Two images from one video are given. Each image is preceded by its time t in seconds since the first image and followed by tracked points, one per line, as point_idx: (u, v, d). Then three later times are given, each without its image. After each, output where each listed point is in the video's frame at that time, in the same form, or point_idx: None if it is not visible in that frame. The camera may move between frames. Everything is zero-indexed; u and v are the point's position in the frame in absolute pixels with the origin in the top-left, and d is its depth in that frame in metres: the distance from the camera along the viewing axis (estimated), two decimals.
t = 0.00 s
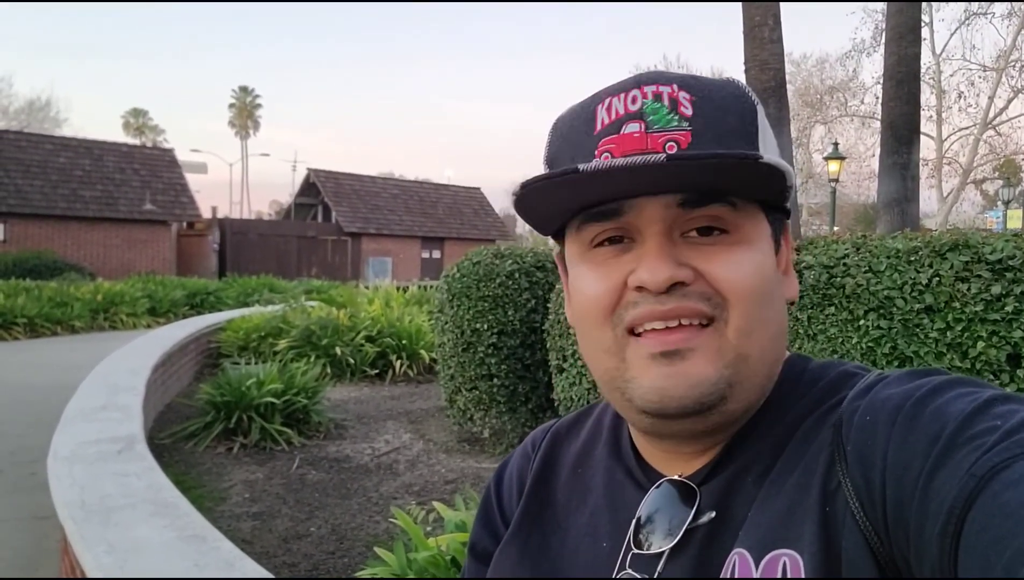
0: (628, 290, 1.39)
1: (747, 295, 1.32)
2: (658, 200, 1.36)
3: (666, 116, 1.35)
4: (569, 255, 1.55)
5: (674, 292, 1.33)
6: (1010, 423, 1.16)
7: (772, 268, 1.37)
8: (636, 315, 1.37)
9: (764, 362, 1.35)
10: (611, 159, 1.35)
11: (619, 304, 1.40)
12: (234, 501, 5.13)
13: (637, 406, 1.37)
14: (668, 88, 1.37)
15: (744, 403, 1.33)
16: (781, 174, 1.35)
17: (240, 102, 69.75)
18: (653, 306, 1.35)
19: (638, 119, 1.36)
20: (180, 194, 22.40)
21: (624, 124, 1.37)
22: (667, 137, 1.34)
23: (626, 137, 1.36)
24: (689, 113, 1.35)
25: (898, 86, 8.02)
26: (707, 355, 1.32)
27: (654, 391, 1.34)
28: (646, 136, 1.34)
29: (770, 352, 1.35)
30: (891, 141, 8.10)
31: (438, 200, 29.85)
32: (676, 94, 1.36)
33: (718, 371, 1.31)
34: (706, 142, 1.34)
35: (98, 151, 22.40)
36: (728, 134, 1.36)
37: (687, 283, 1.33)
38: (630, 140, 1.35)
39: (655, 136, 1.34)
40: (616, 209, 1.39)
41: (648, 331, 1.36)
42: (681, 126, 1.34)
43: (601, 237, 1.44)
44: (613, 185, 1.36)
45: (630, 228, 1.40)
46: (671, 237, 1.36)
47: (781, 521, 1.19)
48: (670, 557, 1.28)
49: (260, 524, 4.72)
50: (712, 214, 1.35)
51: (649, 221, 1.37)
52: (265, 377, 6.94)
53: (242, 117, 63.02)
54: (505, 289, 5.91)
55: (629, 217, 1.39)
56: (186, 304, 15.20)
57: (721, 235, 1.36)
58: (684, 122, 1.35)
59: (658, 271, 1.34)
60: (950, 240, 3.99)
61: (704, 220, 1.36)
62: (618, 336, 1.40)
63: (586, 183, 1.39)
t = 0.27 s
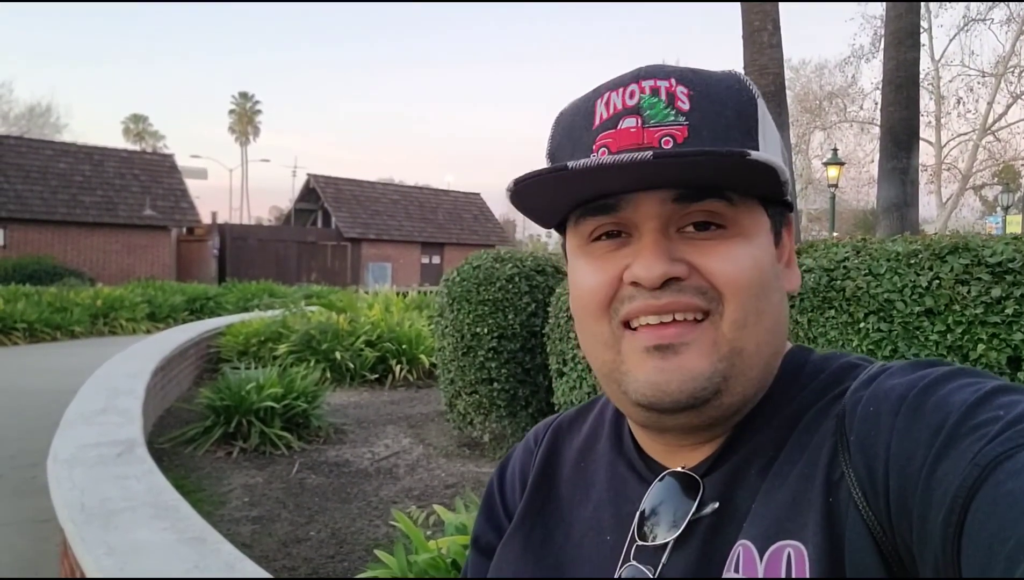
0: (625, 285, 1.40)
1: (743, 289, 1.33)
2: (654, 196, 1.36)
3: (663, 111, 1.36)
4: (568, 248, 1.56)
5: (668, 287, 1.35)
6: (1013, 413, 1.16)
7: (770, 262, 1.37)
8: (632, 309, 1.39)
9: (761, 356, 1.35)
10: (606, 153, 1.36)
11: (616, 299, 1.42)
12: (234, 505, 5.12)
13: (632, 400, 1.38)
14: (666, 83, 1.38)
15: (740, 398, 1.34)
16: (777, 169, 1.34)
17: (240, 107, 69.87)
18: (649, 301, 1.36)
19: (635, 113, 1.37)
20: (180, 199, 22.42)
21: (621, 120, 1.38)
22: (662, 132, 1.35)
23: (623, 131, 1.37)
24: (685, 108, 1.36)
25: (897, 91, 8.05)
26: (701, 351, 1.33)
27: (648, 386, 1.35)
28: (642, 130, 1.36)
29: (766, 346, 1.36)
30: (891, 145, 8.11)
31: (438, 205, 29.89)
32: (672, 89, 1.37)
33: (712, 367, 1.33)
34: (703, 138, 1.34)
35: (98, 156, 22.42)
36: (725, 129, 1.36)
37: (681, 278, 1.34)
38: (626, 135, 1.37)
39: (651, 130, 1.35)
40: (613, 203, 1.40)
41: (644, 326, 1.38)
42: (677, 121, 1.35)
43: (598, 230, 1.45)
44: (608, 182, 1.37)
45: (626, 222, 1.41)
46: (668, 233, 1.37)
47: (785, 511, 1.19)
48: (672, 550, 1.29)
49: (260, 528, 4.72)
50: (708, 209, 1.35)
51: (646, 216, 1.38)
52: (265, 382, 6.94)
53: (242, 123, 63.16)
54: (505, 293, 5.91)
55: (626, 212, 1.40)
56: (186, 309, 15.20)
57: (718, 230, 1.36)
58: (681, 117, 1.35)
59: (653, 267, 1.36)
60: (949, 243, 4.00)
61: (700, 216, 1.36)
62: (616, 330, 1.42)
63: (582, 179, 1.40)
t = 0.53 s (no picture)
0: (628, 281, 1.40)
1: (746, 290, 1.33)
2: (659, 193, 1.37)
3: (671, 110, 1.36)
4: (571, 246, 1.56)
5: (671, 284, 1.35)
6: (1013, 414, 1.16)
7: (773, 265, 1.38)
8: (635, 306, 1.39)
9: (763, 358, 1.35)
10: (613, 149, 1.36)
11: (618, 295, 1.42)
12: (233, 507, 5.12)
13: (632, 397, 1.38)
14: (675, 83, 1.38)
15: (740, 398, 1.34)
16: (783, 171, 1.36)
17: (241, 109, 70.08)
18: (652, 298, 1.36)
19: (643, 112, 1.37)
20: (180, 201, 22.42)
21: (629, 118, 1.38)
22: (669, 130, 1.35)
23: (631, 129, 1.37)
24: (694, 108, 1.37)
25: (897, 94, 8.06)
26: (703, 348, 1.33)
27: (650, 382, 1.35)
28: (650, 128, 1.35)
29: (770, 348, 1.36)
30: (890, 148, 8.11)
31: (438, 207, 29.89)
32: (682, 89, 1.38)
33: (714, 365, 1.32)
34: (709, 136, 1.34)
35: (97, 157, 22.42)
36: (732, 128, 1.37)
37: (685, 276, 1.34)
38: (634, 132, 1.36)
39: (660, 128, 1.35)
40: (619, 199, 1.41)
41: (646, 322, 1.38)
42: (685, 120, 1.35)
43: (602, 227, 1.46)
44: (615, 175, 1.37)
45: (631, 220, 1.41)
46: (672, 231, 1.37)
47: (784, 513, 1.19)
48: (671, 551, 1.29)
49: (259, 530, 4.71)
50: (714, 209, 1.36)
51: (651, 214, 1.38)
52: (265, 383, 6.94)
53: (242, 125, 63.24)
54: (505, 295, 5.91)
55: (632, 209, 1.40)
56: (186, 310, 15.21)
57: (722, 230, 1.36)
58: (689, 116, 1.36)
59: (658, 263, 1.36)
60: (948, 245, 4.02)
61: (705, 216, 1.37)
62: (617, 327, 1.42)
63: (589, 173, 1.40)
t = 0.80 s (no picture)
0: (625, 282, 1.41)
1: (743, 292, 1.34)
2: (657, 194, 1.38)
3: (669, 113, 1.37)
4: (569, 249, 1.57)
5: (669, 285, 1.35)
6: (1006, 417, 1.16)
7: (768, 269, 1.38)
8: (632, 306, 1.39)
9: (759, 360, 1.36)
10: (611, 150, 1.37)
11: (616, 296, 1.42)
12: (232, 509, 5.12)
13: (630, 396, 1.38)
14: (672, 86, 1.39)
15: (735, 400, 1.34)
16: (780, 172, 1.37)
17: (243, 110, 70.15)
18: (648, 298, 1.36)
19: (641, 113, 1.38)
20: (181, 203, 22.44)
21: (627, 120, 1.39)
22: (667, 132, 1.35)
23: (628, 131, 1.38)
24: (691, 111, 1.37)
25: (898, 97, 8.07)
26: (700, 349, 1.33)
27: (647, 382, 1.35)
28: (647, 130, 1.36)
29: (765, 350, 1.37)
30: (891, 151, 8.11)
31: (439, 209, 29.89)
32: (679, 93, 1.38)
33: (711, 366, 1.33)
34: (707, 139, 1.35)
35: (99, 159, 22.45)
36: (730, 131, 1.37)
37: (682, 277, 1.35)
38: (631, 134, 1.37)
39: (656, 130, 1.36)
40: (617, 200, 1.42)
41: (643, 323, 1.38)
42: (682, 123, 1.36)
43: (600, 229, 1.47)
44: (614, 174, 1.38)
45: (629, 221, 1.42)
46: (670, 232, 1.39)
47: (778, 517, 1.20)
48: (663, 553, 1.29)
49: (259, 532, 4.72)
50: (711, 210, 1.37)
51: (649, 215, 1.39)
52: (265, 385, 6.94)
53: (242, 126, 63.37)
54: (505, 297, 5.92)
55: (629, 210, 1.41)
56: (187, 312, 15.22)
57: (720, 232, 1.37)
58: (686, 119, 1.36)
59: (655, 263, 1.36)
60: (948, 250, 4.01)
61: (703, 218, 1.38)
62: (613, 328, 1.42)
63: (588, 173, 1.41)
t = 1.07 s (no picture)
0: (623, 283, 1.42)
1: (740, 292, 1.35)
2: (653, 193, 1.39)
3: (663, 110, 1.38)
4: (566, 247, 1.58)
5: (665, 286, 1.36)
6: (1004, 411, 1.18)
7: (765, 265, 1.39)
8: (630, 307, 1.40)
9: (755, 358, 1.37)
10: (606, 150, 1.38)
11: (613, 297, 1.44)
12: (233, 510, 5.13)
13: (628, 397, 1.39)
14: (666, 82, 1.40)
15: (733, 397, 1.35)
16: (775, 169, 1.38)
17: (246, 113, 70.30)
18: (646, 299, 1.37)
19: (635, 112, 1.39)
20: (183, 205, 22.48)
21: (622, 117, 1.40)
22: (662, 130, 1.37)
23: (623, 129, 1.39)
24: (686, 107, 1.38)
25: (899, 102, 8.08)
26: (697, 349, 1.34)
27: (645, 383, 1.36)
28: (642, 128, 1.37)
29: (762, 347, 1.38)
30: (892, 156, 8.12)
31: (441, 213, 29.91)
32: (673, 89, 1.39)
33: (708, 365, 1.34)
34: (703, 136, 1.36)
35: (102, 162, 22.50)
36: (725, 128, 1.39)
37: (679, 278, 1.36)
38: (627, 132, 1.38)
39: (651, 128, 1.37)
40: (614, 199, 1.43)
41: (640, 324, 1.39)
42: (677, 120, 1.38)
43: (597, 228, 1.48)
44: (609, 174, 1.39)
45: (625, 220, 1.43)
46: (667, 232, 1.40)
47: (775, 509, 1.21)
48: (661, 545, 1.30)
49: (259, 533, 4.73)
50: (707, 208, 1.38)
51: (645, 214, 1.40)
52: (266, 387, 6.95)
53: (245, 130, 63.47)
54: (506, 300, 5.93)
55: (626, 209, 1.42)
56: (188, 314, 15.24)
57: (716, 230, 1.38)
58: (682, 116, 1.38)
59: (653, 264, 1.37)
60: (949, 253, 4.01)
61: (699, 215, 1.39)
62: (611, 329, 1.43)
63: (584, 173, 1.42)
